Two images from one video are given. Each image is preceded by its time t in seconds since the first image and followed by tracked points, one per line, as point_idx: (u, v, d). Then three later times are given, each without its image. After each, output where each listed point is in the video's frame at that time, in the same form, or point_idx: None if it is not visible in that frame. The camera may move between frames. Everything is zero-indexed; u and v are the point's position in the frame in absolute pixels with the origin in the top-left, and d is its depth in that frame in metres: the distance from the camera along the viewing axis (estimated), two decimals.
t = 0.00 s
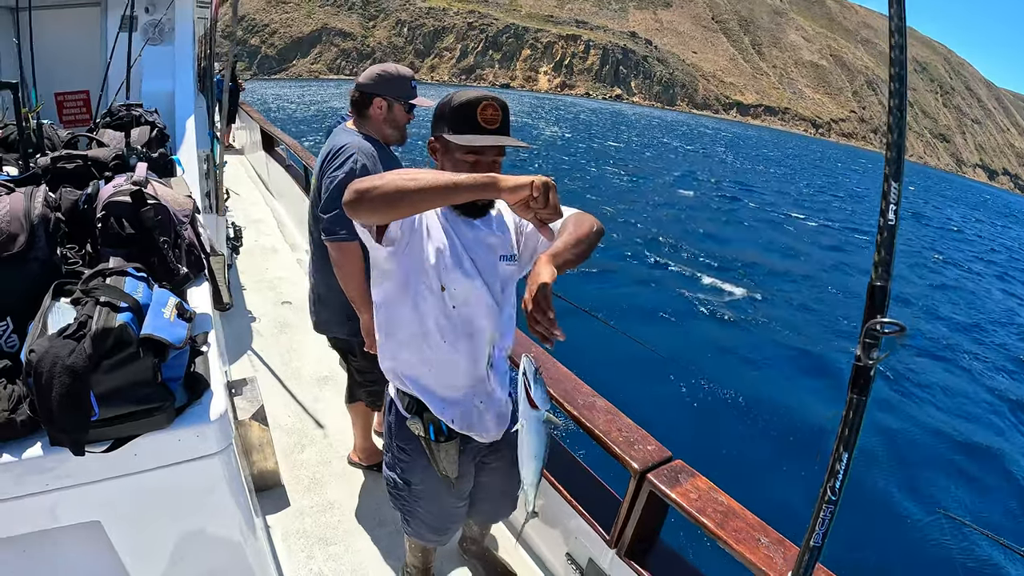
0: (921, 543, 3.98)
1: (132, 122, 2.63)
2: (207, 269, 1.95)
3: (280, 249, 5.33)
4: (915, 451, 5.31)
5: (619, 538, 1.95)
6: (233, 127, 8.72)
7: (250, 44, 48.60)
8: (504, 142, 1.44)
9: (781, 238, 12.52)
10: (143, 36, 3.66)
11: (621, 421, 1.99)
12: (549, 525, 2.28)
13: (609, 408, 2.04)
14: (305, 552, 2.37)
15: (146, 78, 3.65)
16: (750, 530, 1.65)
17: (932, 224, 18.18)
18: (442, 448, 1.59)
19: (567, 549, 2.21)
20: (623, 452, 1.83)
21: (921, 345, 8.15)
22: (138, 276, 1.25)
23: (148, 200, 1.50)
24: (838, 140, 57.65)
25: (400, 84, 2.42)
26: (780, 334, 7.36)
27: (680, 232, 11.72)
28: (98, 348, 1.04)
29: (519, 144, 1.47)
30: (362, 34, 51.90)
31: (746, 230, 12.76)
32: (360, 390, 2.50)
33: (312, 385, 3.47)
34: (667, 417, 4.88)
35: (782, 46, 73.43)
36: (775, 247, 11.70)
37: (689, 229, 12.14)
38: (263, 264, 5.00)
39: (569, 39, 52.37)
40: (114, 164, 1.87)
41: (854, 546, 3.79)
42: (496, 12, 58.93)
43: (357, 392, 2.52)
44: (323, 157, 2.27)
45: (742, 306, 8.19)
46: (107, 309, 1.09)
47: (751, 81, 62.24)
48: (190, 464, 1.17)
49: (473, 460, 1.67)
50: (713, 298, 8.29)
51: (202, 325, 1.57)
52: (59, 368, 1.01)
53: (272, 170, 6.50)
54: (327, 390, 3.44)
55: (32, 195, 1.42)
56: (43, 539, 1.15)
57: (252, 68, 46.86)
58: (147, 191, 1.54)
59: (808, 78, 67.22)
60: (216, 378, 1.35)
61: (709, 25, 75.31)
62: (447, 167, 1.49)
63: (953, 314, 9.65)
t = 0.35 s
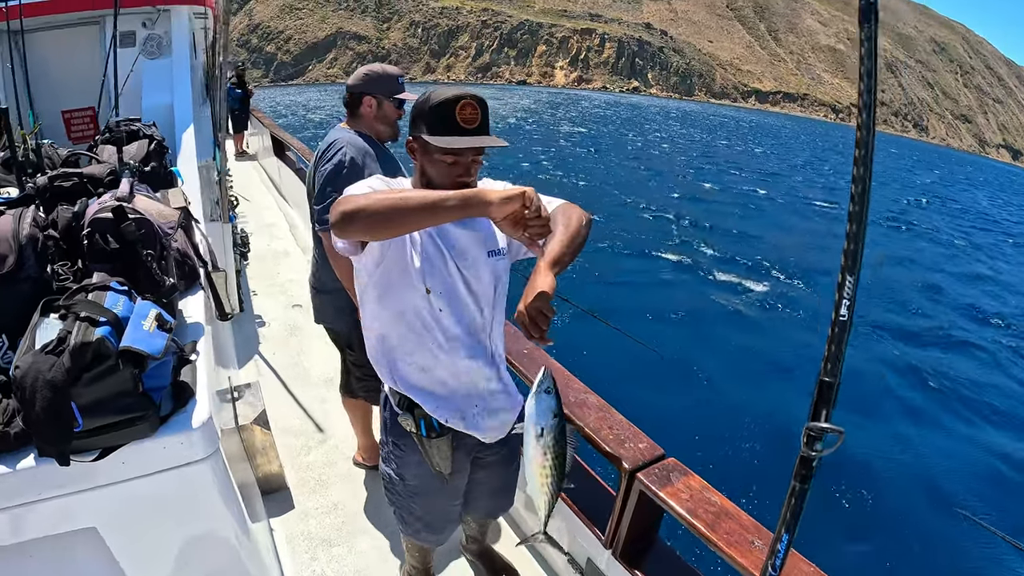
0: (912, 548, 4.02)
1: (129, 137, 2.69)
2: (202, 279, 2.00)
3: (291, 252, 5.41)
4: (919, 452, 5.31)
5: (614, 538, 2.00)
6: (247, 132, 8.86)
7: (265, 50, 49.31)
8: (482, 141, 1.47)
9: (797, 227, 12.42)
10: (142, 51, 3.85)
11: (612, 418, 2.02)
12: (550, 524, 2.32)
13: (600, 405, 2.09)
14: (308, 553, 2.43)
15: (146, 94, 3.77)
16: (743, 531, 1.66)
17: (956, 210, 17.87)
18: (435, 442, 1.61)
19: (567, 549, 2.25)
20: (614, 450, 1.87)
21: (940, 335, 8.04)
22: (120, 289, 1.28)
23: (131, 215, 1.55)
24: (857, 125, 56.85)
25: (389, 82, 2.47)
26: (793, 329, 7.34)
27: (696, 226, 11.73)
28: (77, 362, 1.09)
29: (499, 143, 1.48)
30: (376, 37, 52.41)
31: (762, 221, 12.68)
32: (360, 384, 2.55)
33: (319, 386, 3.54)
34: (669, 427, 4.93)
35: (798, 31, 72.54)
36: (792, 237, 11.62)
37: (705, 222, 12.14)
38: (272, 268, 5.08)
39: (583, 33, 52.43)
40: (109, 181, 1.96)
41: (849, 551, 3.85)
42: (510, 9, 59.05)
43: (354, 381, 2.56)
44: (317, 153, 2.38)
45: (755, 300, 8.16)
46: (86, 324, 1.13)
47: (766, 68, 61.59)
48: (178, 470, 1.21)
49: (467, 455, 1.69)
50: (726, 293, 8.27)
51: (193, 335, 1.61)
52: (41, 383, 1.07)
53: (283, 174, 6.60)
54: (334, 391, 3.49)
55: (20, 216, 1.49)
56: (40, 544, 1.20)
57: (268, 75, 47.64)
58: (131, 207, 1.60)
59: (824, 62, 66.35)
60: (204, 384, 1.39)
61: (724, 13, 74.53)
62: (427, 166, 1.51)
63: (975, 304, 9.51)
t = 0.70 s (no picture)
0: (913, 545, 4.02)
1: (128, 148, 2.74)
2: (200, 286, 2.03)
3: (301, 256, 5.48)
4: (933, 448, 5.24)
5: (614, 540, 2.04)
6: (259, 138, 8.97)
7: (280, 58, 49.80)
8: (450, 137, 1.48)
9: (813, 218, 12.30)
10: (142, 61, 4.02)
11: (607, 415, 2.10)
12: (555, 526, 2.40)
13: (596, 402, 2.16)
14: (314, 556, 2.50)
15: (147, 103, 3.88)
16: (742, 535, 1.68)
17: (980, 195, 17.52)
18: (422, 444, 1.64)
19: (570, 550, 2.33)
20: (610, 450, 1.93)
21: (962, 329, 7.88)
22: (106, 299, 1.34)
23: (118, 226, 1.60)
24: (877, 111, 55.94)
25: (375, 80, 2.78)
26: (807, 327, 7.27)
27: (709, 220, 11.68)
28: (61, 372, 1.13)
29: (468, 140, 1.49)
30: (390, 40, 52.69)
31: (777, 212, 12.57)
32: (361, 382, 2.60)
33: (327, 387, 3.60)
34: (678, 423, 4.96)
35: (814, 18, 71.59)
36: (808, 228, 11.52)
37: (718, 215, 12.07)
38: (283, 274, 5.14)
39: (596, 28, 52.18)
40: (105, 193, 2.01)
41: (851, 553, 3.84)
42: (522, 7, 58.91)
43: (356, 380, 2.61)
44: (314, 150, 2.73)
45: (769, 296, 8.09)
46: (69, 335, 1.17)
47: (784, 57, 60.68)
48: (169, 475, 1.26)
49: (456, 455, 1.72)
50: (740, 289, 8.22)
51: (185, 339, 1.65)
52: (26, 393, 1.12)
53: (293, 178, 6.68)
54: (341, 394, 3.53)
55: (13, 233, 1.57)
56: (41, 546, 1.25)
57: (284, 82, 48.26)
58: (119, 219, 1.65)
59: (842, 49, 65.36)
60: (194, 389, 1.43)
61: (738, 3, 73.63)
62: (398, 165, 1.55)
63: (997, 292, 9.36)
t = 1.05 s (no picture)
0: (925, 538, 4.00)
1: (130, 156, 2.77)
2: (201, 289, 2.05)
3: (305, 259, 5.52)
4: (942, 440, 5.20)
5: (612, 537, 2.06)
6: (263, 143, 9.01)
7: (286, 63, 50.25)
8: (429, 139, 1.59)
9: (819, 212, 12.26)
10: (142, 69, 4.07)
11: (604, 409, 2.15)
12: (558, 522, 2.41)
13: (592, 397, 2.22)
14: (319, 554, 2.53)
15: (148, 110, 3.92)
16: (739, 528, 1.70)
17: (989, 184, 17.37)
18: (416, 445, 1.77)
19: (573, 546, 2.34)
20: (606, 445, 1.97)
21: (972, 321, 7.80)
22: (104, 304, 1.37)
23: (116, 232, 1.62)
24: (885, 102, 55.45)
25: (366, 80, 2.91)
26: (813, 321, 7.24)
27: (714, 215, 11.66)
28: (60, 375, 1.17)
29: (445, 141, 1.60)
30: (394, 43, 52.88)
31: (783, 207, 12.54)
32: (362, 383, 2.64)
33: (331, 387, 3.63)
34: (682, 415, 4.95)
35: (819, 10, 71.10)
36: (813, 222, 11.50)
37: (724, 210, 12.05)
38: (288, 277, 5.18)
39: (601, 25, 52.05)
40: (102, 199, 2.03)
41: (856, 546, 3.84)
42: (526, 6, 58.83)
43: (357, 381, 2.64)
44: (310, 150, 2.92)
45: (775, 290, 8.06)
46: (67, 338, 1.20)
47: (791, 49, 60.09)
48: (169, 475, 1.28)
49: (449, 459, 1.85)
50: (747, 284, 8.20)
51: (185, 343, 1.67)
52: (26, 396, 1.15)
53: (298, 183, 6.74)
54: (345, 395, 3.56)
55: (13, 241, 1.60)
56: (45, 549, 1.28)
57: (289, 87, 48.44)
58: (117, 224, 1.67)
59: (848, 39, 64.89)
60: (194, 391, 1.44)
61: None
62: (377, 168, 1.64)
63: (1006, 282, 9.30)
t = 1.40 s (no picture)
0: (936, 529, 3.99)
1: (135, 163, 2.79)
2: (209, 294, 2.07)
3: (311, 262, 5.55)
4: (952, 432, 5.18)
5: (622, 532, 2.07)
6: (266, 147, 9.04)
7: (288, 66, 50.42)
8: (416, 142, 1.59)
9: (825, 203, 12.20)
10: (145, 77, 4.09)
11: (611, 406, 2.17)
12: (568, 519, 2.41)
13: (600, 394, 2.22)
14: (331, 555, 2.54)
15: (151, 117, 3.94)
16: (748, 521, 1.70)
17: (996, 172, 17.24)
18: (426, 447, 1.78)
19: (584, 542, 2.35)
20: (614, 441, 1.97)
21: (982, 310, 7.75)
22: (114, 310, 1.38)
23: (123, 239, 1.63)
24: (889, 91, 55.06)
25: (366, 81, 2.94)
26: (821, 313, 7.21)
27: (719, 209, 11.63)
28: (72, 381, 1.17)
29: (433, 142, 1.60)
30: (395, 43, 52.92)
31: (788, 199, 12.50)
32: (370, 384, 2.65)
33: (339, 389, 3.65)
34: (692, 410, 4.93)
35: None
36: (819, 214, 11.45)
37: (728, 204, 12.00)
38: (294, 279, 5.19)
39: (602, 20, 51.89)
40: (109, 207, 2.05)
41: (866, 537, 3.85)
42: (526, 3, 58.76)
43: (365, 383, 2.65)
44: (316, 156, 3.02)
45: (782, 283, 8.03)
46: (78, 344, 1.22)
47: (794, 40, 59.78)
48: (182, 478, 1.29)
49: (460, 457, 1.85)
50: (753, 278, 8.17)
51: (196, 348, 1.68)
52: (38, 402, 1.16)
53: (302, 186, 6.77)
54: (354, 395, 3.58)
55: (23, 249, 1.61)
56: (61, 553, 1.30)
57: (292, 90, 48.63)
58: (124, 231, 1.68)
59: (850, 29, 64.48)
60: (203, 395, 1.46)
61: None
62: (370, 177, 1.64)
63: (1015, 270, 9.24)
